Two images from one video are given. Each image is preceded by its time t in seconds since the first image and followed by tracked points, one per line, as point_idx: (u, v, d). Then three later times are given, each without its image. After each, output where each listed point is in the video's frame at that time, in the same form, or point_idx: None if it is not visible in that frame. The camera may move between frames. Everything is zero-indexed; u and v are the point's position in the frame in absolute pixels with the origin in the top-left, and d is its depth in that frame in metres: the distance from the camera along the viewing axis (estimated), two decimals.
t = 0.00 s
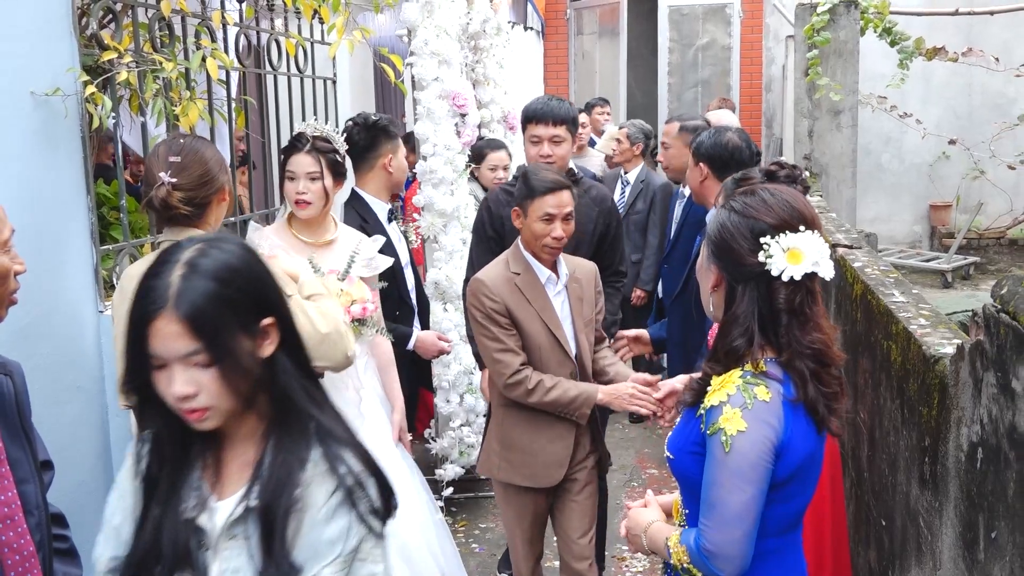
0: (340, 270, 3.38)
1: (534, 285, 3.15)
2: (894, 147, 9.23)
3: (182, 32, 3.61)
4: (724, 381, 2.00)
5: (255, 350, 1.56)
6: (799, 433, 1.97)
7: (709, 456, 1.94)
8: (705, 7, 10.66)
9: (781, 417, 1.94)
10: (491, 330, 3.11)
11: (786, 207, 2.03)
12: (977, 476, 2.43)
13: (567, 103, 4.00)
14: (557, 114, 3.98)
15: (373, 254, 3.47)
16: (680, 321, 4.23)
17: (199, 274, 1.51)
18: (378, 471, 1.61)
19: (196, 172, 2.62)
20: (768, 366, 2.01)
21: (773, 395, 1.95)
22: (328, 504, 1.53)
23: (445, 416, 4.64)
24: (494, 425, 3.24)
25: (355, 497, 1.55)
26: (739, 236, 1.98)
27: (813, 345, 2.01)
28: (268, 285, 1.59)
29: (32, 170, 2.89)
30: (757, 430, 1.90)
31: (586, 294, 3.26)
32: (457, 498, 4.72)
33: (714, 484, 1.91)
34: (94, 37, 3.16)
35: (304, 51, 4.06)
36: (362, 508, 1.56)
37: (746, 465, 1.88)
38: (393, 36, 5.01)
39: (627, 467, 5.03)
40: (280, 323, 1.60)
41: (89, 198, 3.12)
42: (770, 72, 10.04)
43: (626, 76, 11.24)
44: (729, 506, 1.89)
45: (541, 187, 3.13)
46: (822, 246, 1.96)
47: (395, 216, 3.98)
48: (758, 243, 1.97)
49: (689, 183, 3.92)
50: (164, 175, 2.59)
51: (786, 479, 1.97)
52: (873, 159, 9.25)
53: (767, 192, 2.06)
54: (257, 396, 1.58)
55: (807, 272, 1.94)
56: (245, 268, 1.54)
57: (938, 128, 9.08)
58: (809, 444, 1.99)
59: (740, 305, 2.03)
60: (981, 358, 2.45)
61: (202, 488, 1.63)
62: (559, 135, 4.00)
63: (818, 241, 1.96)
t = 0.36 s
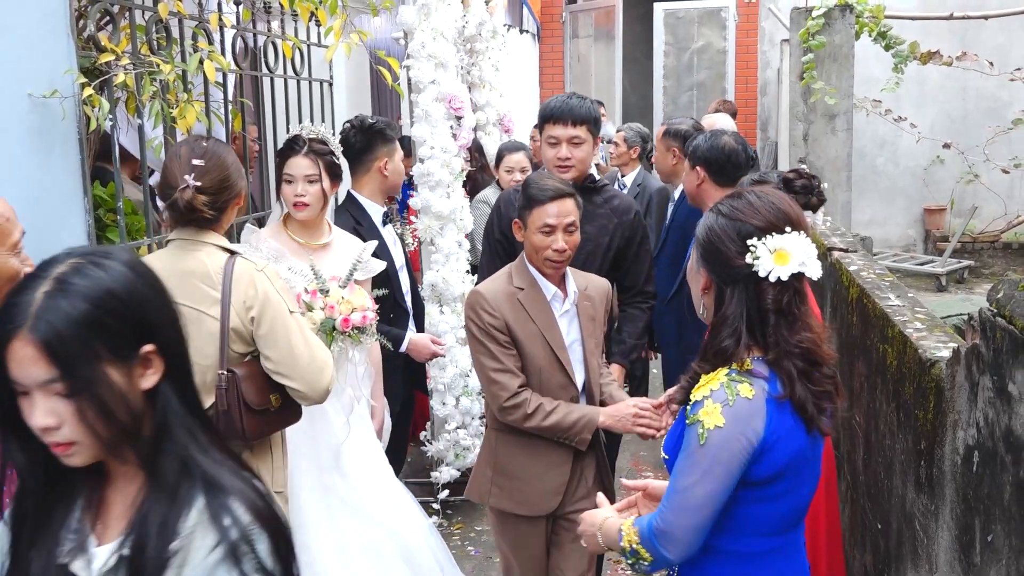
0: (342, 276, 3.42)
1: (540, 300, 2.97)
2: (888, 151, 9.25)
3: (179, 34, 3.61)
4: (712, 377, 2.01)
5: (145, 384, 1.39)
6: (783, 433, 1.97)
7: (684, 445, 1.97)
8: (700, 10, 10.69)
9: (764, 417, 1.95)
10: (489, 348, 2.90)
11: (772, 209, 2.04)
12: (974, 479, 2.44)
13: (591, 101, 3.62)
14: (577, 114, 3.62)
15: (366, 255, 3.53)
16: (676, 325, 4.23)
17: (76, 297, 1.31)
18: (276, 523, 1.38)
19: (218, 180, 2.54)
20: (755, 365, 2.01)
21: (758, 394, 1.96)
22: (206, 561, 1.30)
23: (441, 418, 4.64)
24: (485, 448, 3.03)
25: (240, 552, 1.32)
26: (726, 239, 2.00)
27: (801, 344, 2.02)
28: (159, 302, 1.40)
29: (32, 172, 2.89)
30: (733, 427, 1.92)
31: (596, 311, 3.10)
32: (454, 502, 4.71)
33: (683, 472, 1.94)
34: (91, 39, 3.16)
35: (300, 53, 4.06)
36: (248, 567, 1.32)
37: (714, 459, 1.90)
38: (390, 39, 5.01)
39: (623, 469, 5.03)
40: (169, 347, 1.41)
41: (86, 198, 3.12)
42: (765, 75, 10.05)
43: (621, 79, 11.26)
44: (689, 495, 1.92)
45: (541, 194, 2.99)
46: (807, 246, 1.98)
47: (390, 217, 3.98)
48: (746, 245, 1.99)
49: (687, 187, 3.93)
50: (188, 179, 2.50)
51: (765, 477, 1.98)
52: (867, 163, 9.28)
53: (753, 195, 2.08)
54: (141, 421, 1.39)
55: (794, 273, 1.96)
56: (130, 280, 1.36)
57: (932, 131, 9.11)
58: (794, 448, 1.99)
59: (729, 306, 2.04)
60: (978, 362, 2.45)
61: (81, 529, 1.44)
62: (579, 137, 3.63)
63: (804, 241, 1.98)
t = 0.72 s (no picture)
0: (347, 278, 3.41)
1: (519, 317, 2.68)
2: (887, 154, 9.26)
3: (180, 34, 3.61)
4: (685, 372, 2.08)
5: (83, 395, 1.32)
6: (756, 423, 2.02)
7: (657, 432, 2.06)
8: (700, 13, 10.70)
9: (734, 408, 2.01)
10: (457, 365, 2.66)
11: (740, 216, 2.11)
12: (974, 483, 2.44)
13: (549, 103, 3.24)
14: (533, 114, 3.22)
15: (370, 258, 3.52)
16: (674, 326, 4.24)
17: (27, 302, 1.26)
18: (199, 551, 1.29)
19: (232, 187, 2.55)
20: (724, 360, 2.06)
21: (726, 386, 2.02)
22: None
23: (440, 419, 4.63)
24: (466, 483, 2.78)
25: None
26: (698, 246, 2.06)
27: (775, 342, 2.08)
28: (100, 317, 1.30)
29: (31, 172, 2.88)
30: (699, 416, 1.99)
31: (594, 332, 2.74)
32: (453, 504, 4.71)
33: (651, 458, 2.04)
34: (93, 39, 3.15)
35: (301, 54, 4.05)
36: None
37: (679, 446, 1.99)
38: (390, 40, 5.01)
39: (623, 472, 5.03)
40: (107, 364, 1.32)
41: (87, 198, 3.11)
42: (765, 78, 10.06)
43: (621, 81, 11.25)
44: (655, 476, 2.02)
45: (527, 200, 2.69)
46: (776, 248, 2.05)
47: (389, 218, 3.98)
48: (717, 251, 2.05)
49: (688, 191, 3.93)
50: (208, 182, 2.51)
51: (741, 467, 2.03)
52: (866, 166, 9.29)
53: (720, 201, 2.14)
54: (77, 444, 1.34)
55: (765, 274, 2.03)
56: (87, 289, 1.30)
57: (931, 135, 9.12)
58: (770, 437, 2.04)
59: (704, 311, 2.09)
60: (979, 366, 2.46)
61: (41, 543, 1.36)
62: (536, 140, 3.24)
63: (773, 244, 2.05)
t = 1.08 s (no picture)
0: (331, 278, 3.40)
1: (449, 341, 2.49)
2: (875, 156, 9.29)
3: (168, 35, 3.60)
4: (653, 376, 2.10)
5: (69, 412, 1.30)
6: (727, 421, 2.04)
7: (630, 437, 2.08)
8: (689, 14, 10.71)
9: (707, 405, 2.03)
10: (388, 400, 2.45)
11: (712, 225, 2.13)
12: (960, 483, 2.45)
13: (517, 101, 3.18)
14: (501, 113, 3.16)
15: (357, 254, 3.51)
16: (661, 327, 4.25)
17: (41, 306, 1.29)
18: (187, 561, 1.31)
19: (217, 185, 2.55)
20: (693, 360, 2.09)
21: (695, 382, 2.04)
22: None
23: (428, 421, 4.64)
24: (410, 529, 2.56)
25: None
26: (670, 255, 2.08)
27: (746, 353, 2.09)
28: (101, 333, 1.29)
29: (19, 172, 2.88)
30: (669, 415, 2.01)
31: (537, 357, 2.56)
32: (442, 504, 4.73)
33: (625, 458, 2.06)
34: (79, 39, 3.15)
35: (290, 55, 4.04)
36: None
37: (652, 447, 2.01)
38: (379, 41, 5.02)
39: (611, 473, 5.04)
40: (94, 385, 1.28)
41: (72, 199, 3.11)
42: (753, 79, 10.08)
43: (610, 82, 11.27)
44: (630, 479, 2.05)
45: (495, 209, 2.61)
46: (747, 261, 2.08)
47: (378, 219, 3.98)
48: (689, 262, 2.08)
49: (679, 190, 3.94)
50: (182, 181, 2.50)
51: (716, 464, 2.05)
52: (854, 168, 9.31)
53: (693, 210, 2.15)
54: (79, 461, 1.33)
55: (736, 288, 2.07)
56: (100, 301, 1.30)
57: (919, 137, 9.15)
58: (742, 434, 2.05)
59: (675, 321, 2.13)
60: (965, 367, 2.47)
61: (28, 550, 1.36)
62: (504, 139, 3.15)
63: (744, 257, 2.08)
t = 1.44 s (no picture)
0: (327, 278, 3.39)
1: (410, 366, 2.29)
2: (875, 157, 9.28)
3: (166, 36, 3.60)
4: (662, 379, 2.09)
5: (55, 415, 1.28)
6: (742, 422, 2.06)
7: (645, 445, 2.05)
8: (688, 16, 10.72)
9: (726, 406, 2.04)
10: (345, 433, 2.25)
11: (709, 220, 2.13)
12: (958, 483, 2.45)
13: (544, 107, 3.04)
14: (526, 119, 3.03)
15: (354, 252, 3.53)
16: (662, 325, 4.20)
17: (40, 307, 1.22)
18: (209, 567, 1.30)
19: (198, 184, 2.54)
20: (703, 360, 2.10)
21: (711, 383, 2.05)
22: None
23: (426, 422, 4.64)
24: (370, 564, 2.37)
25: None
26: (667, 251, 2.08)
27: (747, 348, 2.11)
28: (88, 349, 1.18)
29: (17, 173, 2.89)
30: (693, 418, 2.00)
31: (509, 380, 2.38)
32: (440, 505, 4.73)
33: (646, 467, 2.03)
34: (78, 40, 3.16)
35: (289, 56, 4.05)
36: None
37: (681, 453, 1.99)
38: (378, 42, 5.03)
39: (610, 474, 5.04)
40: (68, 401, 1.18)
41: (71, 200, 3.11)
42: (753, 80, 10.08)
43: (610, 82, 11.28)
44: (656, 489, 2.01)
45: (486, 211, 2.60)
46: (744, 258, 2.09)
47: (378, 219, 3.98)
48: (685, 257, 2.08)
49: (674, 191, 3.95)
50: (148, 182, 2.51)
51: (732, 467, 2.06)
52: (854, 169, 9.31)
53: (690, 205, 2.16)
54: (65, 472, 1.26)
55: (733, 284, 2.06)
56: (97, 312, 1.20)
57: (919, 138, 9.14)
58: (752, 435, 2.07)
59: (672, 317, 2.13)
60: (963, 367, 2.47)
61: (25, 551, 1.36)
62: (528, 147, 3.03)
63: (742, 254, 2.08)
